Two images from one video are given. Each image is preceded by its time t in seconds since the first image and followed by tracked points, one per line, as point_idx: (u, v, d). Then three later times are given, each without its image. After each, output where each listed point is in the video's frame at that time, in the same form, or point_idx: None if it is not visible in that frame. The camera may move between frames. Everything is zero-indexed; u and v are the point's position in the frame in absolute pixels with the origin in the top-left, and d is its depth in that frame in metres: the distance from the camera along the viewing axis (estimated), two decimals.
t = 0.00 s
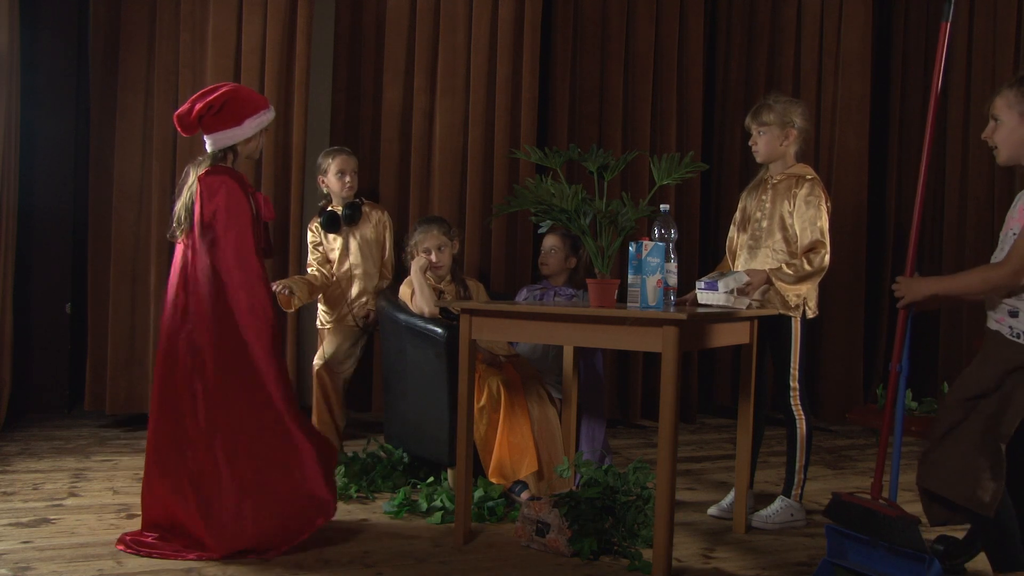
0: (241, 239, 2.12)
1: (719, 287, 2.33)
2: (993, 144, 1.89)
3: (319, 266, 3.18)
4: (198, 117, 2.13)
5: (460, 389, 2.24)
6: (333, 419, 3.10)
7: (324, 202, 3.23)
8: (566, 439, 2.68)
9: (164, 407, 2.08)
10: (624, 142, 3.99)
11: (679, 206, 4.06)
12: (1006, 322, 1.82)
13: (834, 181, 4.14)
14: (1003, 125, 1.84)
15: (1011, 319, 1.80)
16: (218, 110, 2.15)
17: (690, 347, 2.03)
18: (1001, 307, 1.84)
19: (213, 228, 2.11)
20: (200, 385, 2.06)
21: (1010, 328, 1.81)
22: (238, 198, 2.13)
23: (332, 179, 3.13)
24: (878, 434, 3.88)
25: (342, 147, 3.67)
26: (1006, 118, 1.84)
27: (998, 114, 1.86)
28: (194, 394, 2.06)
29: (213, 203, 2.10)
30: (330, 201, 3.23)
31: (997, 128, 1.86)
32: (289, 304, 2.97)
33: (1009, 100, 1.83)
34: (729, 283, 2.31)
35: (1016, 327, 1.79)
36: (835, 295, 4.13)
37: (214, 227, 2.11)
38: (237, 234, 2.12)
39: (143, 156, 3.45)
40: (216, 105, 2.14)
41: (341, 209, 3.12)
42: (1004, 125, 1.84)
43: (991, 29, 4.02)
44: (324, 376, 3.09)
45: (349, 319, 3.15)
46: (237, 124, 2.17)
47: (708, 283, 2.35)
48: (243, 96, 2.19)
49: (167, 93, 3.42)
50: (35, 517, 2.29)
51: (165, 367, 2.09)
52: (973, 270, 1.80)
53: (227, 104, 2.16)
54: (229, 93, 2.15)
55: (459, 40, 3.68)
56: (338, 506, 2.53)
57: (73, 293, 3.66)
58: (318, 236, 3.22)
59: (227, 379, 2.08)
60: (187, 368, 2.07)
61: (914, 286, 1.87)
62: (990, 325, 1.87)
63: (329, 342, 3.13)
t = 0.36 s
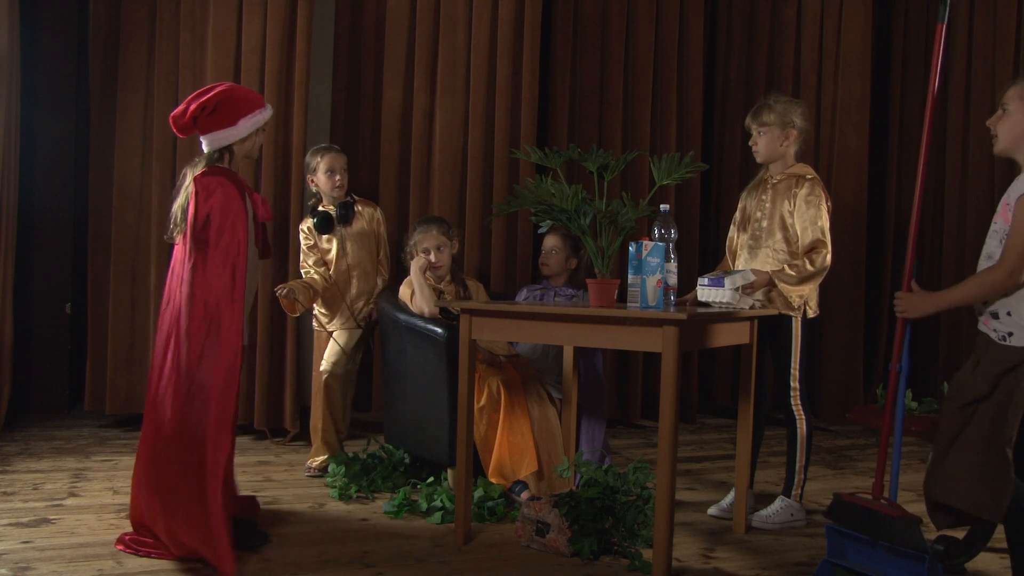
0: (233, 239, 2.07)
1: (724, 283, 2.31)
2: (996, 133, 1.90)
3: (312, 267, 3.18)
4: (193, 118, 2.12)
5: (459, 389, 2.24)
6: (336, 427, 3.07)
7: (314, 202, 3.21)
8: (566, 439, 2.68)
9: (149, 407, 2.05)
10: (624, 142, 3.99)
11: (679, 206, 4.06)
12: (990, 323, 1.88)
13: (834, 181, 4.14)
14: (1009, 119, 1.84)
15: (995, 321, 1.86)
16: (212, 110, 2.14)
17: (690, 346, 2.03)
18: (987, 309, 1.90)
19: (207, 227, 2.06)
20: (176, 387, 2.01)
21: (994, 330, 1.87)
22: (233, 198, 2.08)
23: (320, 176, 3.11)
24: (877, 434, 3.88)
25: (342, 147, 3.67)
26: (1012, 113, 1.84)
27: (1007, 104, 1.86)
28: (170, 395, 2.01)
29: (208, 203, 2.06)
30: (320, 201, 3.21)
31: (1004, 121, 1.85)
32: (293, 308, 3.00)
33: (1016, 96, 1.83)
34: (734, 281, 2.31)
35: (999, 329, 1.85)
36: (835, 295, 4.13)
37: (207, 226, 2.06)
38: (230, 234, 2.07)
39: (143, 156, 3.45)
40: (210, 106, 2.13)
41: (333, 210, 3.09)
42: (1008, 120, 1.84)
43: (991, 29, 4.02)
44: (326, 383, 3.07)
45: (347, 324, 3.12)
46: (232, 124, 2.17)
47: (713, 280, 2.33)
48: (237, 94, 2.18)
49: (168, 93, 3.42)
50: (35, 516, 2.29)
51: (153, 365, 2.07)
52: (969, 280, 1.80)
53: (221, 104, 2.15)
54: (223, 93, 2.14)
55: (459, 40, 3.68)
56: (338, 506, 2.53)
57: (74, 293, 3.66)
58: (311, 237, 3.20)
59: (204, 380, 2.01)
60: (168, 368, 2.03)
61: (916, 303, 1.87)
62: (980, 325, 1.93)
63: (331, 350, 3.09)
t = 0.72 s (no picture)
0: (229, 239, 2.09)
1: (721, 285, 2.36)
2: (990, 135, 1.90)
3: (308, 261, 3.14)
4: (185, 117, 2.11)
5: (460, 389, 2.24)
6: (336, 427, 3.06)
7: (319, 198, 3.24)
8: (566, 439, 2.68)
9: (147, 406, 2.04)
10: (624, 141, 3.99)
11: (679, 206, 4.06)
12: (996, 325, 1.85)
13: (834, 180, 4.14)
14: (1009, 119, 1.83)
15: (1001, 321, 1.84)
16: (203, 110, 2.12)
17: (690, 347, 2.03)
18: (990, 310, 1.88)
19: (200, 227, 2.07)
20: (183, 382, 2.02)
21: (1000, 331, 1.84)
22: (226, 198, 2.09)
23: (325, 172, 3.15)
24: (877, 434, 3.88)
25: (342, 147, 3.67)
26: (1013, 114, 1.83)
27: (1002, 106, 1.86)
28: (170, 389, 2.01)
29: (200, 203, 2.07)
30: (324, 197, 3.24)
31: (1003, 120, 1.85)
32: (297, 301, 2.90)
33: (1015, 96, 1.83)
34: (733, 284, 2.34)
35: (1006, 330, 1.83)
36: (835, 295, 4.13)
37: (201, 226, 2.07)
38: (225, 234, 2.09)
39: (143, 156, 3.45)
40: (202, 105, 2.12)
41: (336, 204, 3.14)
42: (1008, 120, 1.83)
43: (991, 30, 4.04)
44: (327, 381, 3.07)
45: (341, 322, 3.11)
46: (223, 123, 2.15)
47: (710, 283, 2.37)
48: (229, 92, 2.16)
49: (167, 93, 3.42)
50: (35, 516, 2.29)
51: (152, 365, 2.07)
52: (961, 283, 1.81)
53: (213, 102, 2.14)
54: (214, 92, 2.12)
55: (459, 40, 3.68)
56: (338, 506, 2.53)
57: (73, 293, 3.66)
58: (311, 232, 3.21)
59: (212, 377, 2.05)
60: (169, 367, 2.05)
61: (913, 312, 1.86)
62: (982, 328, 1.91)
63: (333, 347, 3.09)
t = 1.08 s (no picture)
0: (223, 237, 2.08)
1: (723, 292, 2.28)
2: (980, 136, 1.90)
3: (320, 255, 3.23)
4: (191, 118, 2.11)
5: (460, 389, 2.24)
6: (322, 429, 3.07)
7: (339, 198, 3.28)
8: (566, 439, 2.68)
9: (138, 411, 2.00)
10: (624, 142, 3.99)
11: (679, 206, 4.06)
12: (999, 325, 1.85)
13: (834, 180, 4.14)
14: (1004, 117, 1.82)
15: (1004, 321, 1.83)
16: (210, 111, 2.13)
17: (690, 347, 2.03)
18: (991, 310, 1.87)
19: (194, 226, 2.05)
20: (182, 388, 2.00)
21: (1004, 331, 1.83)
22: (223, 197, 2.08)
23: (345, 172, 3.17)
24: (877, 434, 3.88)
25: (342, 147, 3.67)
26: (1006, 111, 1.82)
27: (989, 108, 1.86)
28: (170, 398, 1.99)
29: (197, 201, 2.05)
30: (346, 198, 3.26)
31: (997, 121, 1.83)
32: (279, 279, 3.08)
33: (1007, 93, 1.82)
34: (735, 291, 2.27)
35: (1010, 329, 1.82)
36: (835, 295, 4.13)
37: (195, 224, 2.05)
38: (220, 233, 2.07)
39: (143, 156, 3.45)
40: (208, 107, 2.12)
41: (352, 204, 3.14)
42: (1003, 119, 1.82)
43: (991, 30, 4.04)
44: (314, 378, 3.08)
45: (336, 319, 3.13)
46: (229, 125, 2.16)
47: (713, 289, 2.30)
48: (236, 95, 2.17)
49: (167, 93, 3.42)
50: (35, 517, 2.29)
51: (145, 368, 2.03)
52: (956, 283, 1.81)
53: (219, 105, 2.14)
54: (221, 94, 2.13)
55: (459, 40, 3.68)
56: (338, 506, 2.53)
57: (73, 293, 3.66)
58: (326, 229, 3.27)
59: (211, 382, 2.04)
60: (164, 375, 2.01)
61: (913, 313, 1.87)
62: (985, 328, 1.90)
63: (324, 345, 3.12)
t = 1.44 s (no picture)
0: (224, 239, 2.07)
1: (722, 292, 2.26)
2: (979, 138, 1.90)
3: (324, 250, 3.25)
4: (189, 117, 2.11)
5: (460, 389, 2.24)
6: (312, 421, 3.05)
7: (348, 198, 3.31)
8: (566, 439, 2.68)
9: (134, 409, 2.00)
10: (624, 141, 3.99)
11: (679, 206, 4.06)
12: (1000, 325, 1.84)
13: (834, 180, 4.14)
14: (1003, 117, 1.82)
15: (1005, 321, 1.82)
16: (208, 111, 2.13)
17: (690, 347, 2.03)
18: (993, 310, 1.86)
19: (195, 225, 2.05)
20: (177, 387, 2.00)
21: (1004, 331, 1.82)
22: (222, 198, 2.08)
23: (355, 173, 3.19)
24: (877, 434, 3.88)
25: (342, 147, 3.67)
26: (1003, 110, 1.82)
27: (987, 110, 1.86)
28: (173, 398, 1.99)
29: (196, 203, 2.05)
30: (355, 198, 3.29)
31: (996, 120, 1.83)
32: (282, 265, 3.10)
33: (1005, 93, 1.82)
34: (733, 292, 2.24)
35: (1011, 329, 1.81)
36: (834, 295, 4.13)
37: (195, 225, 2.05)
38: (220, 235, 2.07)
39: (143, 156, 3.45)
40: (206, 107, 2.13)
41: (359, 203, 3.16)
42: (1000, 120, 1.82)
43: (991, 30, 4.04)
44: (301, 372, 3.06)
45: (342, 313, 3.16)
46: (227, 125, 2.15)
47: (710, 290, 2.29)
48: (235, 95, 2.17)
49: (167, 92, 3.42)
50: (35, 517, 2.29)
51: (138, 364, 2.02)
52: (953, 283, 1.81)
53: (217, 104, 2.14)
54: (219, 93, 2.13)
55: (459, 40, 3.68)
56: (338, 506, 2.53)
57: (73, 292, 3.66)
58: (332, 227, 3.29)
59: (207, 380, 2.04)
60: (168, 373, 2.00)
61: (913, 316, 1.83)
62: (987, 329, 1.89)
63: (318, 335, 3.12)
